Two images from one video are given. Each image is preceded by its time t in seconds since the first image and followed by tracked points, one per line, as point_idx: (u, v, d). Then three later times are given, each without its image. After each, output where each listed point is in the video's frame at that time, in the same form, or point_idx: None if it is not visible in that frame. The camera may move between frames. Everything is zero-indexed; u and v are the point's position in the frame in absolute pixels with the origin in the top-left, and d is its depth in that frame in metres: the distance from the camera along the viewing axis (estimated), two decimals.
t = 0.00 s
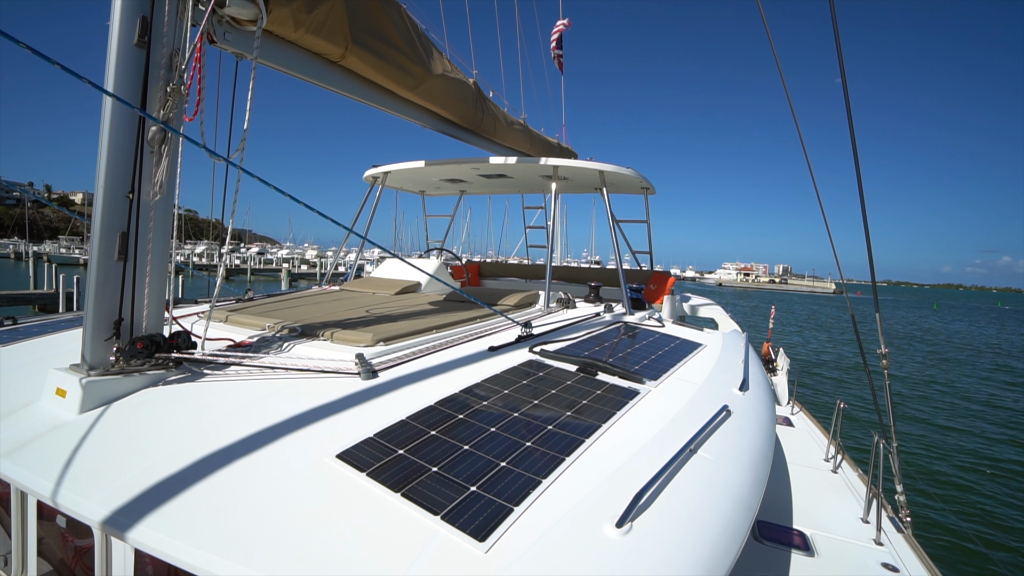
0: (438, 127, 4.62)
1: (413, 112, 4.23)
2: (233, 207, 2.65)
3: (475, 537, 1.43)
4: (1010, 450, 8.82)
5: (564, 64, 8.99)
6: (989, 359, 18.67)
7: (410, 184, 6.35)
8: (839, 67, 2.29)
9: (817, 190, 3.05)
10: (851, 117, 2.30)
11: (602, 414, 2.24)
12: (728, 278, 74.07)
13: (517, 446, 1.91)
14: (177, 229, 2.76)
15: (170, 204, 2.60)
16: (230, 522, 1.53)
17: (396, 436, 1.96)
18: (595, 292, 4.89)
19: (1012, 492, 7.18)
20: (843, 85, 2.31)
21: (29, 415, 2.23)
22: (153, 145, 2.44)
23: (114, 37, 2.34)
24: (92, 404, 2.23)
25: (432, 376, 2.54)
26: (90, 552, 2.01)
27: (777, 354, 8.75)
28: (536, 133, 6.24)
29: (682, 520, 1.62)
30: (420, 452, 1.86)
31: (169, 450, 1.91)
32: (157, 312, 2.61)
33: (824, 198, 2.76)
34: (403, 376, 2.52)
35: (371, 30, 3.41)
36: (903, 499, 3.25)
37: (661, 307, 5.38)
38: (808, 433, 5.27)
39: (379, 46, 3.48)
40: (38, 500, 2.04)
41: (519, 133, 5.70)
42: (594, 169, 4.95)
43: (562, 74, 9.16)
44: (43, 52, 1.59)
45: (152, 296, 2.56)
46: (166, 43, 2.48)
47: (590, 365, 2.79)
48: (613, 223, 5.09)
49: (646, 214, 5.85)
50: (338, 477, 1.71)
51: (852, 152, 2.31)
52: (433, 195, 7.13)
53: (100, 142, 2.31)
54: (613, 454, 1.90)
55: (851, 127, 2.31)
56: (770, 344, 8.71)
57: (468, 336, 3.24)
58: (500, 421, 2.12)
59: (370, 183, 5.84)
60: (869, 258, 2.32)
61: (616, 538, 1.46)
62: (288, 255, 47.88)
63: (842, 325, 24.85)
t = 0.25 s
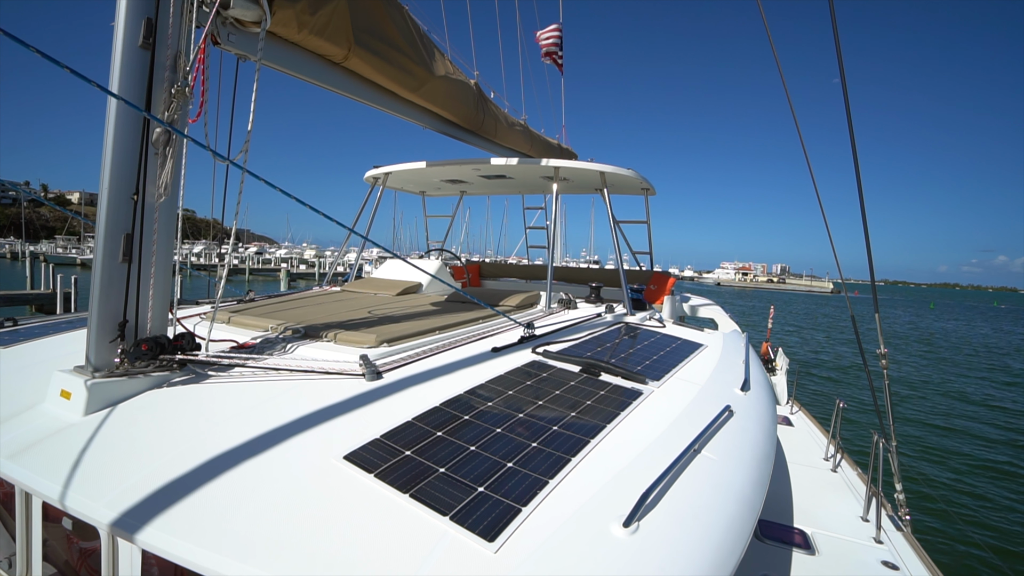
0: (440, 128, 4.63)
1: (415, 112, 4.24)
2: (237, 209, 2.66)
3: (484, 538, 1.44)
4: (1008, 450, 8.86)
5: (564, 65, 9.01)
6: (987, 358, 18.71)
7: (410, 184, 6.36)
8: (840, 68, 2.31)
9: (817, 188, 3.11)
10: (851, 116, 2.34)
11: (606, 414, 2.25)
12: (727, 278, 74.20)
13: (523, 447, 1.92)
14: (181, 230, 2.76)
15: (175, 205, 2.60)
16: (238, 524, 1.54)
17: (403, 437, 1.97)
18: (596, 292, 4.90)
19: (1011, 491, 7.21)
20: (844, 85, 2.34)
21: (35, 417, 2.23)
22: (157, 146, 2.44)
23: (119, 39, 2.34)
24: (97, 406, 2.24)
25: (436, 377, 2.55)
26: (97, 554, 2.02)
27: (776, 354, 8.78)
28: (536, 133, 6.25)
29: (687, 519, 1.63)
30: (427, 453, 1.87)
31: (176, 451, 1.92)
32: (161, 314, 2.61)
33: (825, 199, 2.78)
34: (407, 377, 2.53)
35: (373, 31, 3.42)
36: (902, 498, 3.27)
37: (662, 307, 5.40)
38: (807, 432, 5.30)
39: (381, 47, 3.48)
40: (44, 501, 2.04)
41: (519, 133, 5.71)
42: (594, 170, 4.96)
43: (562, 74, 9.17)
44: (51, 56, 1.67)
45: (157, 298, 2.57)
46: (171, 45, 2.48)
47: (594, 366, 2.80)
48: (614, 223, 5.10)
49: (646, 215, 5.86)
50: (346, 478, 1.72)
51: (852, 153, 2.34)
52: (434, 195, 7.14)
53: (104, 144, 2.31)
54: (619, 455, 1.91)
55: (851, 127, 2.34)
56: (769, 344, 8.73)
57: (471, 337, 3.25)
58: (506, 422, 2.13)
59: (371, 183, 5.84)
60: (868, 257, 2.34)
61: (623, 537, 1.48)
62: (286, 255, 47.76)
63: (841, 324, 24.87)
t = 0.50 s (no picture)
0: (435, 127, 4.63)
1: (410, 112, 4.23)
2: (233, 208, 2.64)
3: (489, 536, 1.46)
4: (992, 447, 9.04)
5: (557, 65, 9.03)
6: (972, 357, 19.05)
7: (404, 183, 6.34)
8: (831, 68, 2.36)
9: (808, 188, 3.17)
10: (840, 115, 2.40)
11: (604, 412, 2.27)
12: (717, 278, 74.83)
13: (524, 446, 1.94)
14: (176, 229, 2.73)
15: (170, 203, 2.58)
16: (241, 524, 1.53)
17: (404, 436, 1.97)
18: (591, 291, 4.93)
19: (995, 487, 7.36)
20: (835, 86, 2.38)
21: (27, 418, 2.20)
22: (153, 144, 2.42)
23: (113, 35, 2.31)
24: (92, 407, 2.21)
25: (434, 376, 2.55)
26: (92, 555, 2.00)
27: (767, 352, 8.88)
28: (530, 133, 6.27)
29: (687, 515, 1.66)
30: (428, 452, 1.88)
31: (175, 451, 1.90)
32: (156, 314, 2.59)
33: (817, 199, 2.84)
34: (405, 376, 2.53)
35: (369, 30, 3.41)
36: (891, 493, 3.34)
37: (655, 306, 5.44)
38: (798, 430, 5.38)
39: (377, 46, 3.47)
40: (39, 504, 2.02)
41: (514, 133, 5.72)
42: (589, 170, 4.99)
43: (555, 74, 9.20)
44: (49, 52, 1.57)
45: (152, 297, 2.54)
46: (166, 41, 2.46)
47: (590, 365, 2.82)
48: (608, 223, 5.13)
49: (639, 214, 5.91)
50: (348, 478, 1.73)
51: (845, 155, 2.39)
52: (427, 194, 7.12)
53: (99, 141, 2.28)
54: (618, 453, 1.93)
55: (840, 127, 2.42)
56: (760, 342, 8.83)
57: (468, 337, 3.25)
58: (505, 420, 2.14)
59: (365, 182, 5.82)
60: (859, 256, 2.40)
61: (625, 534, 1.50)
62: (276, 254, 47.37)
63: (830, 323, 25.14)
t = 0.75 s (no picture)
0: (430, 126, 4.62)
1: (405, 110, 4.22)
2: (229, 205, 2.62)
3: (494, 531, 1.47)
4: (974, 443, 9.25)
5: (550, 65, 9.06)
6: (955, 355, 19.42)
7: (397, 182, 6.32)
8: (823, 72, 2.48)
9: (800, 188, 3.24)
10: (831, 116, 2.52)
11: (603, 409, 2.30)
12: (705, 277, 75.46)
13: (525, 442, 1.96)
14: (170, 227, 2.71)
15: (164, 201, 2.55)
16: (244, 522, 1.53)
17: (405, 434, 1.98)
18: (585, 290, 4.96)
19: (978, 483, 7.53)
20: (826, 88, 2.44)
21: (19, 418, 2.16)
22: (147, 141, 2.39)
23: (106, 29, 2.28)
24: (86, 406, 2.18)
25: (433, 374, 2.56)
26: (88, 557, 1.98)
27: (756, 351, 9.00)
28: (523, 133, 6.28)
29: (687, 509, 1.69)
30: (430, 449, 1.89)
31: (174, 450, 1.89)
32: (151, 312, 2.57)
33: (808, 199, 2.89)
34: (404, 374, 2.54)
35: (365, 27, 3.40)
36: (879, 487, 3.41)
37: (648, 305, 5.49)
38: (788, 426, 5.47)
39: (373, 44, 3.46)
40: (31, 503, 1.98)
41: (507, 132, 5.73)
42: (583, 169, 5.02)
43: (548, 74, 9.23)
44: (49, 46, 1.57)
45: (146, 296, 2.52)
46: (161, 36, 2.43)
47: (587, 362, 2.85)
48: (602, 222, 5.17)
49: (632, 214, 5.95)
50: (351, 475, 1.73)
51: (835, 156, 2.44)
52: (420, 193, 7.10)
53: (93, 137, 2.25)
54: (618, 449, 1.95)
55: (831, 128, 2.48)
56: (750, 341, 8.93)
57: (464, 335, 3.26)
58: (505, 417, 2.16)
59: (358, 181, 5.79)
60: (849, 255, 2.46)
61: (627, 527, 1.53)
62: (264, 253, 46.88)
63: (818, 322, 25.44)
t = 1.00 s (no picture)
0: (424, 124, 4.62)
1: (400, 108, 4.22)
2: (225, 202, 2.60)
3: (498, 525, 1.49)
4: (957, 440, 9.44)
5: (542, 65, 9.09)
6: (938, 353, 19.78)
7: (390, 180, 6.30)
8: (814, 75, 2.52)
9: (791, 187, 3.30)
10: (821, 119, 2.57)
11: (600, 405, 2.33)
12: (695, 277, 76.03)
13: (525, 438, 1.98)
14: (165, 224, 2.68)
15: (160, 197, 2.53)
16: (248, 519, 1.53)
17: (406, 431, 1.99)
18: (578, 289, 4.99)
19: (961, 479, 7.69)
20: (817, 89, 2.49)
21: (11, 417, 2.12)
22: (142, 137, 2.37)
23: (100, 23, 2.25)
24: (81, 405, 2.15)
25: (431, 371, 2.57)
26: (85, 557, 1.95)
27: (746, 349, 9.10)
28: (517, 132, 6.30)
29: (686, 502, 1.72)
30: (431, 445, 1.90)
31: (173, 448, 1.88)
32: (146, 310, 2.54)
33: (800, 199, 2.95)
34: (402, 372, 2.54)
35: (360, 25, 3.39)
36: (868, 481, 3.48)
37: (641, 303, 5.54)
38: (777, 423, 5.55)
39: (368, 41, 3.45)
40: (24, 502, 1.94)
41: (501, 131, 5.74)
42: (577, 168, 5.05)
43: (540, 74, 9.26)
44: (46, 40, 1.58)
45: (141, 293, 2.50)
46: (156, 31, 2.41)
47: (584, 360, 2.87)
48: (595, 221, 5.20)
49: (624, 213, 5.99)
50: (353, 471, 1.73)
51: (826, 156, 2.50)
52: (413, 192, 7.09)
53: (87, 133, 2.23)
54: (617, 444, 1.98)
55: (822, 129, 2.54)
56: (740, 340, 9.03)
57: (461, 332, 3.27)
58: (505, 413, 2.17)
59: (351, 179, 5.76)
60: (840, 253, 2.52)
61: (629, 520, 1.55)
62: (252, 252, 46.40)
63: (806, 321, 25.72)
